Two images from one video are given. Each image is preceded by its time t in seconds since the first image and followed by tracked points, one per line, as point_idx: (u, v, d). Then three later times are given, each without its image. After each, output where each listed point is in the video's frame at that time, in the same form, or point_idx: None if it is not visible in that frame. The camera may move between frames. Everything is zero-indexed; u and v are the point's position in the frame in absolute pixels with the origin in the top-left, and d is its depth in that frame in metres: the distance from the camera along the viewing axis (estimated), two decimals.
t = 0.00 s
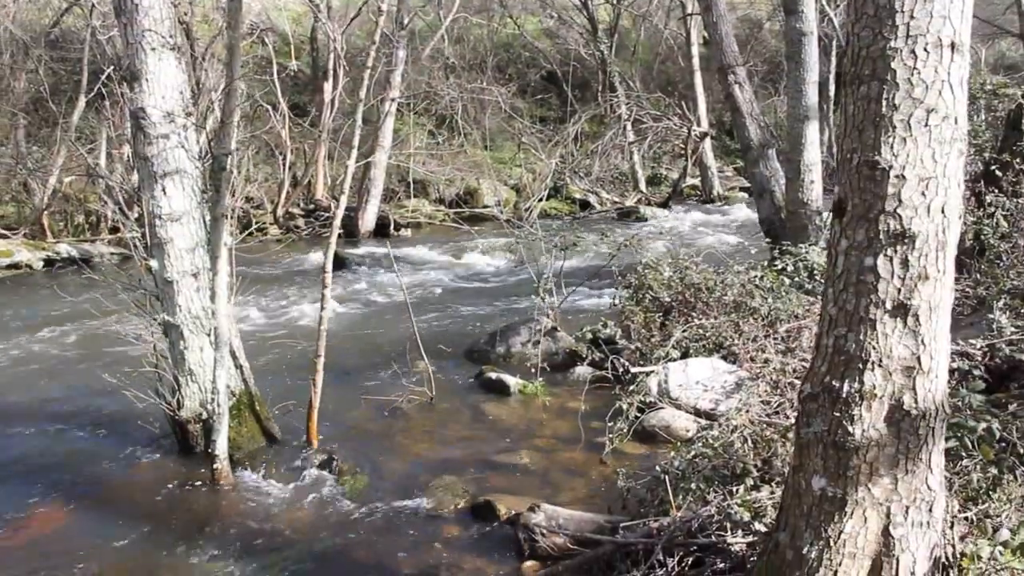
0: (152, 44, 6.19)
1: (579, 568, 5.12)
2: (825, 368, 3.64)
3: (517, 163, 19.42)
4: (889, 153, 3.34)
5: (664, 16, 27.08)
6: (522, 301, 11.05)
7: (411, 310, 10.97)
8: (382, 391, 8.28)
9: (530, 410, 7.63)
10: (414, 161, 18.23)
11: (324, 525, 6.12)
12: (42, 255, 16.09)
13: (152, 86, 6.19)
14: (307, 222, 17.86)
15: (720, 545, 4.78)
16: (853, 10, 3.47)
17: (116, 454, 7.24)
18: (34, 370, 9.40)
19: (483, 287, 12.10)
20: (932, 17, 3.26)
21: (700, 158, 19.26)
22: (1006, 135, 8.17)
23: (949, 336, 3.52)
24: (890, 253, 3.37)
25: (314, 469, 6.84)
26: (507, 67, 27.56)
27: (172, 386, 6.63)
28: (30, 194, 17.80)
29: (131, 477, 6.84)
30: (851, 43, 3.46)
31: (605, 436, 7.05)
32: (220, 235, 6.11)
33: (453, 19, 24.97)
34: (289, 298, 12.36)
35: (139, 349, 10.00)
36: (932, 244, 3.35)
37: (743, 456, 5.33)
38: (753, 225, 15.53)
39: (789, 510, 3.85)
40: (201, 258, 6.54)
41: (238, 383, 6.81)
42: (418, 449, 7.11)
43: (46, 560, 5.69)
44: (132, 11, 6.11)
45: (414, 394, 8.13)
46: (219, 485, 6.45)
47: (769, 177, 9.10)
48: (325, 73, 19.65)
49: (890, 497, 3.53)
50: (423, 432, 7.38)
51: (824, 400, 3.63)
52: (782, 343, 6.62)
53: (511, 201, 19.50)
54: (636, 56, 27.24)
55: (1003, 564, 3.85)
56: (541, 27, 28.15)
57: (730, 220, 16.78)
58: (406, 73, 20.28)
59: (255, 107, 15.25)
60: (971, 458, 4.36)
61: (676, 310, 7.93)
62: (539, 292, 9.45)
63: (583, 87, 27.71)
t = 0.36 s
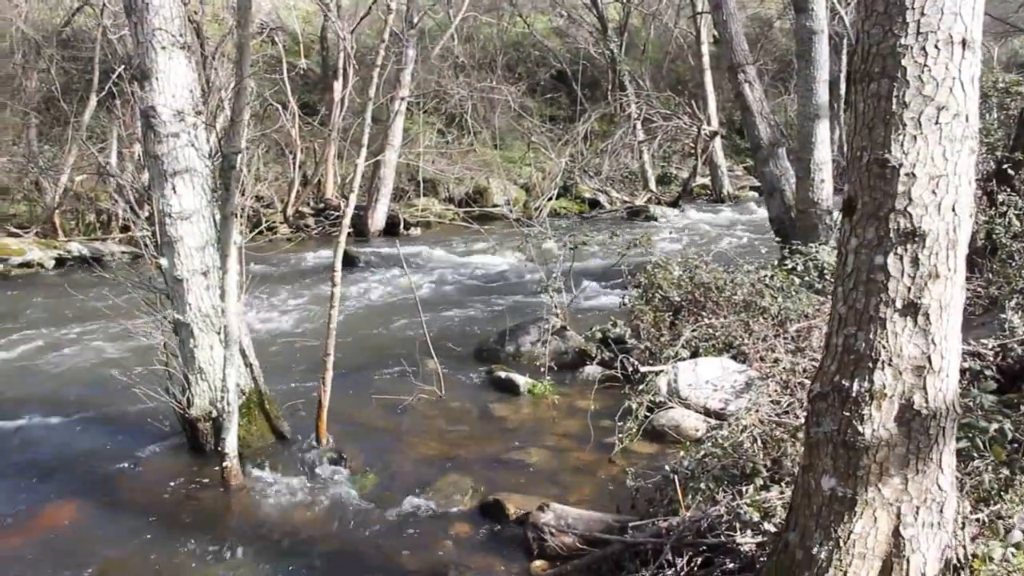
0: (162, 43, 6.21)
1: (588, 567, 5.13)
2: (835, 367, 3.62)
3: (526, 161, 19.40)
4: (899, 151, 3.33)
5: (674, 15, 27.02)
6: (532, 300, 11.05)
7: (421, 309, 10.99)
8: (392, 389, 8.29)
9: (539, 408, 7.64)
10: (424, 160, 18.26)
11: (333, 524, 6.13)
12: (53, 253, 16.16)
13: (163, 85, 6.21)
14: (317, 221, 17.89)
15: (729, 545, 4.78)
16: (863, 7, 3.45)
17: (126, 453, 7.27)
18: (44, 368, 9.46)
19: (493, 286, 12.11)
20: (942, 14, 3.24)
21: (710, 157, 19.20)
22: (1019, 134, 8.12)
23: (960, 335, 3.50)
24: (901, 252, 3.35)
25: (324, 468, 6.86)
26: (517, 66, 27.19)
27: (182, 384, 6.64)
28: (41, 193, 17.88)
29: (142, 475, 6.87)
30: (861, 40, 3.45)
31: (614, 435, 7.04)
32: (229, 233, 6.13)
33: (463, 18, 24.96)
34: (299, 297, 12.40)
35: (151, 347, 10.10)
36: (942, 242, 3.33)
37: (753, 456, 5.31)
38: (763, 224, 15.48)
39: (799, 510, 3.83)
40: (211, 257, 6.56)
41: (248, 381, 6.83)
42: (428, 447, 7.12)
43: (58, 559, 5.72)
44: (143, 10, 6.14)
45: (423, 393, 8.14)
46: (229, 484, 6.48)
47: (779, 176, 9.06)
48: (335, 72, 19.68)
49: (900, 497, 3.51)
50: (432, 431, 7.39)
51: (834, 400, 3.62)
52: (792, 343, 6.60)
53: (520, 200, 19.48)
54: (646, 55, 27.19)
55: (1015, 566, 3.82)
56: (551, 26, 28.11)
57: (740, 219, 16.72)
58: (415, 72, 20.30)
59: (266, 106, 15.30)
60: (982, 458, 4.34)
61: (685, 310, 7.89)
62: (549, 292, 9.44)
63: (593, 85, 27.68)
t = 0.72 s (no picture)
0: (187, 47, 6.26)
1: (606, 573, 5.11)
2: (859, 376, 3.59)
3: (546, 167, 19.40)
4: (927, 158, 3.29)
5: (697, 21, 26.96)
6: (552, 305, 11.04)
7: (442, 313, 11.02)
8: (412, 393, 8.30)
9: (559, 414, 7.61)
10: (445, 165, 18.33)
11: (349, 527, 6.13)
12: (77, 255, 16.30)
13: (187, 88, 6.26)
14: (338, 224, 17.96)
15: (749, 553, 4.77)
16: (890, 13, 3.43)
17: (146, 453, 7.31)
18: (68, 368, 9.55)
19: (514, 291, 12.12)
20: (972, 20, 3.21)
21: (732, 164, 19.13)
22: None
23: (987, 344, 3.45)
24: (927, 260, 3.31)
25: (342, 471, 6.85)
26: (539, 71, 27.40)
27: (203, 385, 6.67)
28: (66, 194, 18.12)
29: (162, 474, 6.91)
30: (888, 46, 3.42)
31: (634, 442, 7.01)
32: (252, 236, 6.15)
33: (485, 23, 25.04)
34: (321, 300, 12.48)
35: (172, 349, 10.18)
36: (970, 250, 3.29)
37: (774, 464, 5.28)
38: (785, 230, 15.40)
39: (821, 518, 3.79)
40: (233, 259, 6.59)
41: (269, 383, 6.85)
42: (448, 451, 7.12)
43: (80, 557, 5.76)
44: (169, 15, 6.19)
45: (443, 397, 8.13)
46: (249, 484, 6.52)
47: (801, 183, 9.02)
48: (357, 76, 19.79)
49: (924, 507, 3.45)
50: (452, 436, 7.38)
51: (858, 408, 3.58)
52: (814, 351, 6.56)
53: (540, 205, 19.46)
54: (668, 61, 27.17)
55: None
56: (573, 32, 28.13)
57: (761, 226, 16.65)
58: (437, 76, 20.37)
59: (288, 110, 15.41)
60: (1009, 470, 4.28)
61: (706, 317, 7.85)
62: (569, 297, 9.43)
63: (615, 92, 27.68)
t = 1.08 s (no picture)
0: (202, 47, 6.27)
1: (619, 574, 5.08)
2: (876, 378, 3.56)
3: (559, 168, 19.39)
4: (944, 159, 3.28)
5: (710, 22, 26.93)
6: (565, 306, 11.04)
7: (454, 313, 11.03)
8: (424, 394, 8.29)
9: (571, 416, 7.59)
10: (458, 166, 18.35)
11: (359, 527, 6.12)
12: (91, 255, 16.27)
13: (202, 88, 6.28)
14: (351, 225, 17.99)
15: (763, 556, 4.78)
16: (908, 13, 3.42)
17: (159, 452, 7.32)
18: (80, 367, 9.58)
19: (526, 292, 12.11)
20: (991, 21, 3.20)
21: (745, 166, 19.09)
22: None
23: (1005, 347, 3.42)
24: (944, 262, 3.28)
25: (355, 471, 6.84)
26: (551, 73, 27.34)
27: (217, 385, 6.67)
28: (80, 194, 18.23)
29: (176, 474, 6.92)
30: (906, 47, 3.41)
31: (647, 444, 6.99)
32: (266, 236, 6.16)
33: (498, 24, 25.07)
34: (334, 300, 12.50)
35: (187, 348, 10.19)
36: (987, 252, 3.26)
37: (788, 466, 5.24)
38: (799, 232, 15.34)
39: (836, 522, 3.78)
40: (247, 259, 6.60)
41: (282, 383, 6.85)
42: (460, 452, 7.10)
43: (93, 557, 5.77)
44: (184, 15, 6.21)
45: (455, 398, 8.12)
46: (261, 486, 6.44)
47: (815, 185, 8.99)
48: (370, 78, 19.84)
49: (941, 511, 3.41)
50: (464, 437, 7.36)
51: (874, 411, 3.55)
52: (827, 354, 6.54)
53: (552, 207, 19.45)
54: (681, 62, 27.14)
55: None
56: (586, 33, 28.09)
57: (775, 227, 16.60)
58: (450, 78, 20.40)
59: (301, 111, 15.46)
60: None
61: (719, 318, 7.82)
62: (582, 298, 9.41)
63: (628, 93, 27.68)
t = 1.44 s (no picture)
0: (224, 44, 6.29)
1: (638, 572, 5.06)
2: (899, 376, 3.52)
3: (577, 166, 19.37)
4: (970, 157, 3.24)
5: (730, 20, 26.86)
6: (584, 304, 11.04)
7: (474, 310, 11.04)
8: (442, 391, 8.29)
9: (590, 414, 7.57)
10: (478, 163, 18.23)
11: (376, 523, 6.12)
12: (112, 250, 16.43)
13: (224, 85, 6.30)
14: (369, 222, 18.05)
15: (783, 555, 4.70)
16: (935, 10, 3.39)
17: (179, 446, 7.35)
18: (103, 360, 9.64)
19: (545, 289, 12.12)
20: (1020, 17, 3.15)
21: (765, 165, 19.02)
22: None
23: None
24: (969, 260, 3.24)
25: (375, 466, 6.85)
26: (570, 70, 27.29)
27: (238, 379, 6.70)
28: (101, 190, 18.29)
29: (196, 467, 6.95)
30: (932, 45, 3.37)
31: (667, 442, 6.97)
32: (287, 232, 6.17)
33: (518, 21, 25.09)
34: (354, 295, 12.56)
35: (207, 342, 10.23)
36: (1015, 250, 3.18)
37: (808, 466, 5.20)
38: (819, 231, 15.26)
39: (857, 521, 3.72)
40: (268, 254, 6.61)
41: (302, 378, 6.86)
42: (478, 449, 7.10)
43: (115, 549, 5.80)
44: (206, 11, 6.23)
45: (475, 394, 8.13)
46: (280, 478, 6.51)
47: (836, 184, 8.96)
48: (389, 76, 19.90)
49: (964, 511, 3.33)
50: (483, 433, 7.37)
51: (897, 410, 3.51)
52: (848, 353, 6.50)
53: (571, 205, 19.45)
54: (701, 60, 27.07)
55: None
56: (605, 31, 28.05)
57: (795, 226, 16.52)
58: (469, 75, 20.42)
59: (320, 108, 15.52)
60: None
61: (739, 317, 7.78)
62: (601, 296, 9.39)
63: (647, 91, 27.61)
